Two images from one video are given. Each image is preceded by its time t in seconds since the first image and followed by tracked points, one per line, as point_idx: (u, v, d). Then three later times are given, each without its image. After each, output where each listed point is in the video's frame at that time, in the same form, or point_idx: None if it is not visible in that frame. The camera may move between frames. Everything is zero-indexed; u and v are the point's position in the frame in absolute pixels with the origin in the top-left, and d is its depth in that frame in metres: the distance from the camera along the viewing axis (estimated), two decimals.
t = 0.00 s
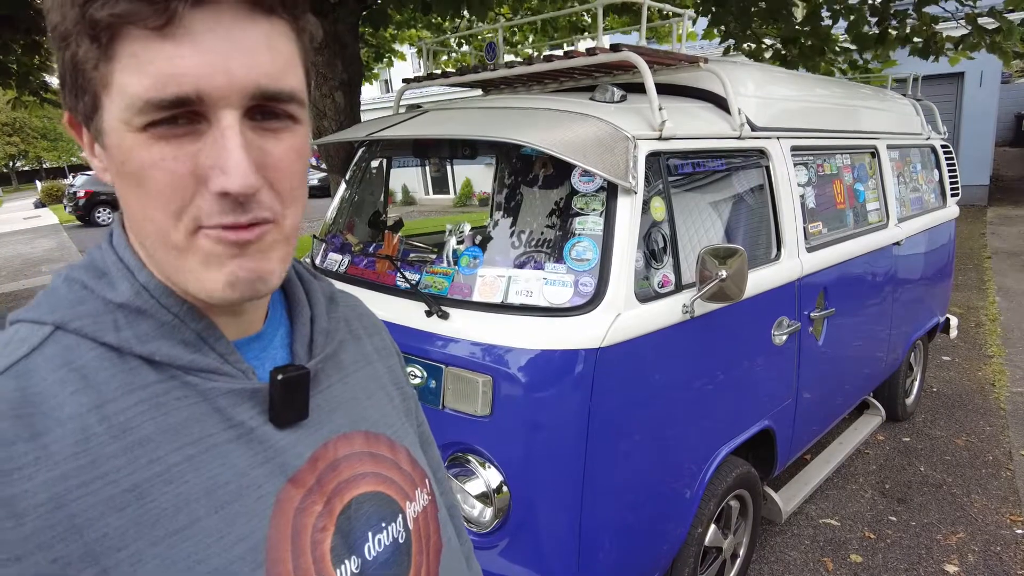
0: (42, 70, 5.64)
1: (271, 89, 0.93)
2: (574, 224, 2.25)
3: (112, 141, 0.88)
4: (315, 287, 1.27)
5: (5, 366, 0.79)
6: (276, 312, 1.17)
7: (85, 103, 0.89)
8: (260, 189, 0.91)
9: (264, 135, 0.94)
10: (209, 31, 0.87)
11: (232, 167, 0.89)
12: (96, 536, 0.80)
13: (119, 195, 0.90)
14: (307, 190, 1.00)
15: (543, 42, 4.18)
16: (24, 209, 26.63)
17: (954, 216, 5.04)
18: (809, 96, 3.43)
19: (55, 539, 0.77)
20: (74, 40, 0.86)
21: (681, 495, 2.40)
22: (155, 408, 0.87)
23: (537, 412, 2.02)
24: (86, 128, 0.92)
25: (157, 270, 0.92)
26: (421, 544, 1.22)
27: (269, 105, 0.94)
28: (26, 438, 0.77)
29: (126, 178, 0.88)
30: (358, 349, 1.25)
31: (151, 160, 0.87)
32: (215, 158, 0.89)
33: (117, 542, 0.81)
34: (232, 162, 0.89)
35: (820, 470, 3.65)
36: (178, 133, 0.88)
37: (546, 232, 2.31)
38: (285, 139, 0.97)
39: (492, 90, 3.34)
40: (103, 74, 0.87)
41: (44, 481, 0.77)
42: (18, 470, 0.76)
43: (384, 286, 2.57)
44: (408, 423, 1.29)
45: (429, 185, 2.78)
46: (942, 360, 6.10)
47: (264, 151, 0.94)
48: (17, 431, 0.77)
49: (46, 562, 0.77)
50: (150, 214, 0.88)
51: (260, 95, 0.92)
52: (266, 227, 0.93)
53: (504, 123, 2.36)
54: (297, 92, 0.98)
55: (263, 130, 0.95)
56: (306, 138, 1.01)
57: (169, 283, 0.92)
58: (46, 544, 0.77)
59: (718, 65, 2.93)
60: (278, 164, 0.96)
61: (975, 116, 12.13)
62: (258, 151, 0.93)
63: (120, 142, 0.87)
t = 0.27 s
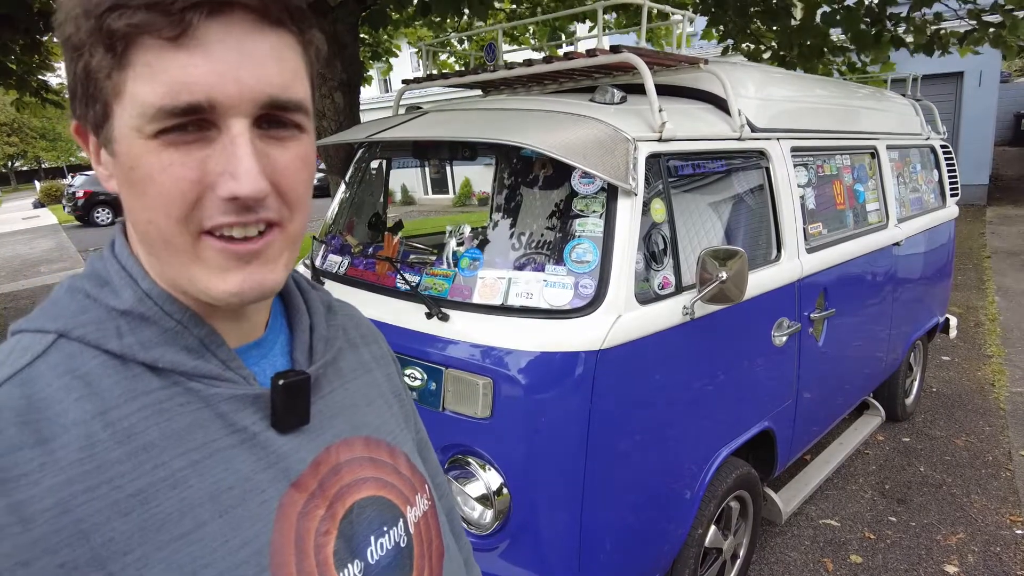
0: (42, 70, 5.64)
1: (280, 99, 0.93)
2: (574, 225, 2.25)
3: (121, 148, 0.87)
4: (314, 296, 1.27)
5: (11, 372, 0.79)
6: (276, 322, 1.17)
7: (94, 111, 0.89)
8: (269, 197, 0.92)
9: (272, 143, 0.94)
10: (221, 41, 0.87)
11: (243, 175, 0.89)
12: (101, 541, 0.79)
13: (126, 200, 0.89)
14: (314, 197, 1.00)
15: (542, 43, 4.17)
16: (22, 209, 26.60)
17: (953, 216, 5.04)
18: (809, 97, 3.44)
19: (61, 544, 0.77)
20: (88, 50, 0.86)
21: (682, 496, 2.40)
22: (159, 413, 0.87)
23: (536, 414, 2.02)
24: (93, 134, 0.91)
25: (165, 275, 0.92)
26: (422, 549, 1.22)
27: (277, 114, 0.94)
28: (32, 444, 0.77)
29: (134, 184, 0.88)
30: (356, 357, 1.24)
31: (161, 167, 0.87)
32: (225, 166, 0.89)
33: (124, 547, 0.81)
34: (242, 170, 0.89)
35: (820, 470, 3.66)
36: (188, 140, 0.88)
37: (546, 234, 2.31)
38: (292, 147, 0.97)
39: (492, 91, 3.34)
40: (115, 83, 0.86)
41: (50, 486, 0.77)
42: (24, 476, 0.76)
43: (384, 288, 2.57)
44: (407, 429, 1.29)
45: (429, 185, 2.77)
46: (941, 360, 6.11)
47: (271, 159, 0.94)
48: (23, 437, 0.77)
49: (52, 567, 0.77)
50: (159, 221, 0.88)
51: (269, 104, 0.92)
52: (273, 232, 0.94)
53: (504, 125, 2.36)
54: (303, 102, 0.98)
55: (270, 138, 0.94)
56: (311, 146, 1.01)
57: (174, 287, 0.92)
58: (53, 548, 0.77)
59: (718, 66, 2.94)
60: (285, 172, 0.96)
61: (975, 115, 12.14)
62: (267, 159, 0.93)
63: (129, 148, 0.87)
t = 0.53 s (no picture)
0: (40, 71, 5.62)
1: (289, 111, 0.95)
2: (574, 226, 2.26)
3: (131, 157, 0.88)
4: (309, 304, 1.27)
5: (11, 380, 0.79)
6: (271, 329, 1.17)
7: (102, 120, 0.88)
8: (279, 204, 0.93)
9: (279, 153, 0.95)
10: (236, 54, 0.89)
11: (255, 181, 0.90)
12: (106, 545, 0.80)
13: (134, 208, 0.89)
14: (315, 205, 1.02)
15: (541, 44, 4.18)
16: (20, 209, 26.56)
17: (951, 216, 5.05)
18: (808, 97, 3.45)
19: (66, 548, 0.78)
20: (100, 60, 0.86)
21: (682, 496, 2.41)
22: (160, 418, 0.87)
23: (536, 414, 2.02)
24: (99, 143, 0.91)
25: (172, 282, 0.92)
26: (420, 550, 1.22)
27: (285, 125, 0.96)
28: (35, 450, 0.78)
29: (144, 191, 0.88)
30: (350, 363, 1.25)
31: (173, 174, 0.87)
32: (236, 174, 0.90)
33: (129, 550, 0.82)
34: (254, 178, 0.90)
35: (819, 470, 3.66)
36: (200, 149, 0.88)
37: (546, 234, 2.31)
38: (297, 157, 0.99)
39: (492, 91, 3.35)
40: (128, 93, 0.87)
41: (55, 492, 0.77)
42: (29, 481, 0.77)
43: (384, 289, 2.57)
44: (400, 433, 1.30)
45: (428, 185, 2.77)
46: (940, 360, 6.12)
47: (279, 168, 0.95)
48: (26, 443, 0.77)
49: (59, 570, 0.77)
50: (170, 227, 0.88)
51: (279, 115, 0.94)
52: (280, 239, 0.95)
53: (504, 126, 2.37)
54: (308, 114, 1.00)
55: (277, 148, 0.96)
56: (314, 156, 1.02)
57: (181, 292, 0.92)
58: (59, 553, 0.77)
59: (718, 67, 2.95)
60: (292, 181, 0.97)
61: (974, 115, 12.15)
62: (275, 168, 0.94)
63: (141, 157, 0.87)
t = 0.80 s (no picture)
0: (39, 69, 5.61)
1: (290, 112, 0.96)
2: (574, 225, 2.26)
3: (132, 155, 0.88)
4: (301, 304, 1.27)
5: (2, 380, 0.79)
6: (264, 330, 1.17)
7: (102, 118, 0.89)
8: (281, 204, 0.94)
9: (279, 154, 0.96)
10: (241, 56, 0.90)
11: (258, 182, 0.91)
12: (98, 545, 0.80)
13: (133, 205, 0.89)
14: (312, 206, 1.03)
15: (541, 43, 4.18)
16: (19, 207, 26.50)
17: (951, 215, 5.06)
18: (807, 96, 3.45)
19: (59, 548, 0.78)
20: (101, 58, 0.86)
21: (680, 494, 2.41)
22: (152, 418, 0.88)
23: (534, 413, 2.03)
24: (96, 141, 0.91)
25: (170, 280, 0.92)
26: (413, 548, 1.23)
27: (285, 125, 0.97)
28: (27, 451, 0.77)
29: (145, 189, 0.88)
30: (342, 364, 1.25)
31: (176, 174, 0.88)
32: (238, 174, 0.91)
33: (121, 550, 0.82)
34: (257, 178, 0.91)
35: (818, 468, 3.67)
36: (203, 149, 0.89)
37: (546, 233, 2.32)
38: (295, 158, 1.00)
39: (492, 90, 3.35)
40: (130, 92, 0.87)
41: (47, 492, 0.77)
42: (22, 482, 0.77)
43: (385, 287, 2.58)
44: (393, 432, 1.31)
45: (428, 184, 2.77)
46: (939, 358, 6.13)
47: (280, 169, 0.96)
48: (19, 443, 0.77)
49: (51, 571, 0.77)
50: (171, 226, 0.88)
51: (281, 117, 0.95)
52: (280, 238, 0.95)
53: (504, 125, 2.37)
54: (308, 115, 1.01)
55: (278, 149, 0.96)
56: (312, 157, 1.03)
57: (181, 289, 0.92)
58: (51, 553, 0.77)
59: (718, 66, 2.95)
60: (291, 181, 0.98)
61: (974, 113, 12.16)
62: (276, 169, 0.95)
63: (142, 155, 0.87)
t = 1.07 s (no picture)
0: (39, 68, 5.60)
1: (290, 106, 0.97)
2: (574, 222, 2.27)
3: (131, 147, 0.88)
4: (298, 297, 1.28)
5: None
6: (259, 324, 1.17)
7: (100, 108, 0.89)
8: (280, 198, 0.94)
9: (278, 148, 0.97)
10: (241, 49, 0.90)
11: (257, 175, 0.91)
12: (90, 537, 0.81)
13: (132, 197, 0.90)
14: (310, 201, 1.03)
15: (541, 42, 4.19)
16: (19, 207, 26.50)
17: (950, 213, 5.08)
18: (806, 94, 3.46)
19: (51, 540, 0.78)
20: (100, 48, 0.86)
21: (679, 491, 2.42)
22: (145, 411, 0.88)
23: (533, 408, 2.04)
24: (94, 132, 0.92)
25: (167, 273, 0.93)
26: (407, 542, 1.24)
27: (284, 119, 0.97)
28: (19, 443, 0.78)
29: (144, 181, 0.89)
30: (338, 358, 1.25)
31: (175, 166, 0.88)
32: (237, 167, 0.91)
33: (113, 542, 0.82)
34: (256, 171, 0.91)
35: (817, 466, 3.68)
36: (202, 142, 0.90)
37: (546, 230, 2.33)
38: (294, 152, 1.00)
39: (491, 88, 3.36)
40: (129, 83, 0.87)
41: (39, 484, 0.78)
42: (13, 474, 0.77)
43: (385, 284, 2.59)
44: (388, 427, 1.31)
45: (428, 183, 2.77)
46: (938, 357, 6.14)
47: (279, 163, 0.96)
48: (11, 435, 0.78)
49: (44, 563, 0.78)
50: (169, 218, 0.89)
51: (280, 111, 0.95)
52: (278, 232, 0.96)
53: (504, 122, 2.38)
54: (307, 110, 1.02)
55: (277, 143, 0.97)
56: (310, 152, 1.04)
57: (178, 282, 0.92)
58: (43, 545, 0.78)
59: (717, 64, 2.95)
60: (290, 176, 0.98)
61: (974, 112, 12.17)
62: (275, 163, 0.96)
63: (141, 147, 0.88)
